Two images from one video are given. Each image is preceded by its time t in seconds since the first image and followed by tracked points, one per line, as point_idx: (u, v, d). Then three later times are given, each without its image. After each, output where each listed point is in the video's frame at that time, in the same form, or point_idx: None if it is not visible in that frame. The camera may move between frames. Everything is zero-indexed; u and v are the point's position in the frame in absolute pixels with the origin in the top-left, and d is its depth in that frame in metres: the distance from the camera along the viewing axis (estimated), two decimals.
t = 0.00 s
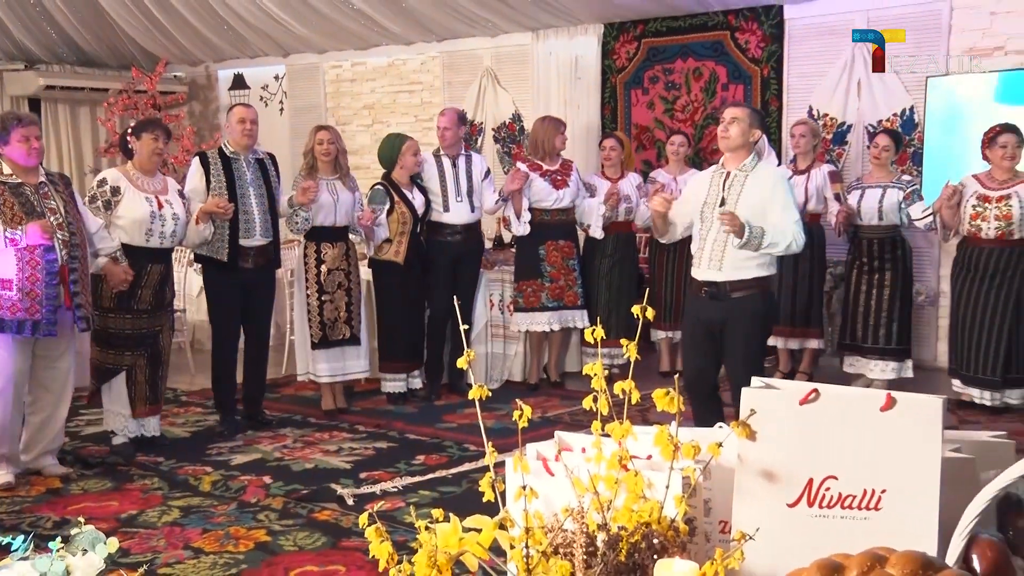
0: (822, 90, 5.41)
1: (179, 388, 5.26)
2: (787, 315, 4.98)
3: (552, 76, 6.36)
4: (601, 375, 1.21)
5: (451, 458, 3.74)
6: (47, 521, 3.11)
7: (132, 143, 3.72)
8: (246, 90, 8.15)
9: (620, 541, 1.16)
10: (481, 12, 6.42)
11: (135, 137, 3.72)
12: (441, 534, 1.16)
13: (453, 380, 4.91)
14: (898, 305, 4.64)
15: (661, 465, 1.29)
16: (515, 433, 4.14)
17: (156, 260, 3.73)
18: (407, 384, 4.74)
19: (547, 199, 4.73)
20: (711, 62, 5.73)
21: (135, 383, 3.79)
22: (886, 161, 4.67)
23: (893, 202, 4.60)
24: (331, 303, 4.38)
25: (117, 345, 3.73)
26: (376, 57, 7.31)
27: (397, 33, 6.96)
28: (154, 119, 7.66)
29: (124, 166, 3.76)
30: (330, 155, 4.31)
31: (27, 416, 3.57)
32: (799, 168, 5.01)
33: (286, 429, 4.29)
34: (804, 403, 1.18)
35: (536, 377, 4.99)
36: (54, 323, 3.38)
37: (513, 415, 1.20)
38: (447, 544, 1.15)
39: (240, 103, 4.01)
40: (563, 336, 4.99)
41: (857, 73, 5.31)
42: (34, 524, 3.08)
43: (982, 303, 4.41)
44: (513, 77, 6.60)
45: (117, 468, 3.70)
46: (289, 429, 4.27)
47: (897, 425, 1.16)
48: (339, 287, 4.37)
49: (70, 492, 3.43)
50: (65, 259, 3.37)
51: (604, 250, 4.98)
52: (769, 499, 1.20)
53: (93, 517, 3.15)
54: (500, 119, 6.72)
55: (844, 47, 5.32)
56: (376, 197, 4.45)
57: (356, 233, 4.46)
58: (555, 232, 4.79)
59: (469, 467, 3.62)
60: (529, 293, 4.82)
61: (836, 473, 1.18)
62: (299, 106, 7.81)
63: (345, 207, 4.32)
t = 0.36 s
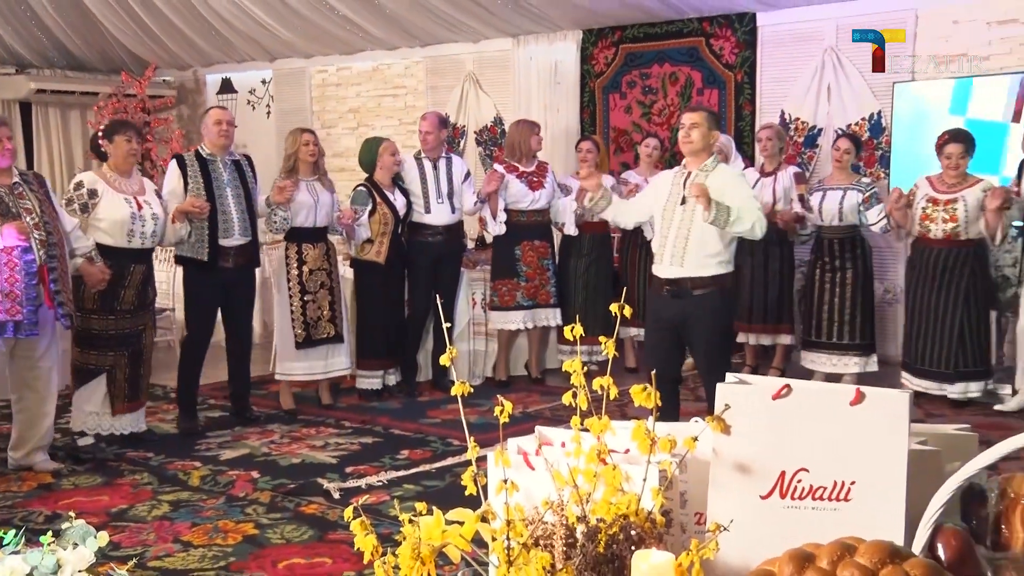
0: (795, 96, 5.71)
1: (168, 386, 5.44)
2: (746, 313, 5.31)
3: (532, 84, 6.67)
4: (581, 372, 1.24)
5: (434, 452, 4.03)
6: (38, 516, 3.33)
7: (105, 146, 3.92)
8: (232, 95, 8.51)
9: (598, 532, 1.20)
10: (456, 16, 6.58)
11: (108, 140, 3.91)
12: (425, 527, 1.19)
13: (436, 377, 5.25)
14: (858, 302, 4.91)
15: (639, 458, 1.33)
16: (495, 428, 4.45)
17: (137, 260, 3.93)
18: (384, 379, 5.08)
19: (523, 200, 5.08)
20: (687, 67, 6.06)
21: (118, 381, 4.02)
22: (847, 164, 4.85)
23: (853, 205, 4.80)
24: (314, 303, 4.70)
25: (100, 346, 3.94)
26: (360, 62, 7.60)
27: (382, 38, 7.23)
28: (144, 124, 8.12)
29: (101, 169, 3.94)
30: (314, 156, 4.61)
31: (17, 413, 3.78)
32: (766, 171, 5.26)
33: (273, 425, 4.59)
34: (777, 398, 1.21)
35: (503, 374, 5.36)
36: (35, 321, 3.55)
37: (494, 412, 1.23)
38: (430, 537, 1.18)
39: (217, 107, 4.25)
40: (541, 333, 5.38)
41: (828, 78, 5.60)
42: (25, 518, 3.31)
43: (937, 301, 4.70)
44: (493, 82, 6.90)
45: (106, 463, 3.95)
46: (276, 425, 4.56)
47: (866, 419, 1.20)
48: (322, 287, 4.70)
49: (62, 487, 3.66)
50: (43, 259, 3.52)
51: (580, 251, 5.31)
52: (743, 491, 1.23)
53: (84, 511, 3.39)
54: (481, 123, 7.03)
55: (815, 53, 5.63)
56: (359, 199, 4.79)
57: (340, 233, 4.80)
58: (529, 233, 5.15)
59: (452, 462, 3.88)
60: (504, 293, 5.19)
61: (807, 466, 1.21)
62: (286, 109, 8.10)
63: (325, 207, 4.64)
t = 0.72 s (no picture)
0: (767, 100, 6.20)
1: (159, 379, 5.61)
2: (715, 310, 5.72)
3: (514, 85, 7.17)
4: (563, 367, 1.28)
5: (420, 446, 4.16)
6: (34, 508, 3.44)
7: (71, 151, 4.05)
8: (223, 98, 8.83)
9: (579, 523, 1.23)
10: (439, 19, 6.99)
11: (74, 145, 4.04)
12: (411, 519, 1.21)
13: (422, 372, 5.57)
14: (817, 299, 5.25)
15: (619, 451, 1.36)
16: (481, 421, 4.62)
17: (110, 265, 4.13)
18: (362, 375, 5.37)
19: (492, 202, 5.39)
20: (666, 71, 6.54)
21: (99, 381, 4.22)
22: (807, 166, 5.20)
23: (814, 205, 5.19)
24: (289, 302, 4.92)
25: (78, 348, 4.13)
26: (349, 65, 8.10)
27: (370, 43, 7.68)
28: (137, 126, 8.55)
29: (66, 174, 4.08)
30: (289, 158, 4.84)
31: None
32: (732, 174, 5.61)
33: (263, 421, 4.78)
34: (753, 392, 1.25)
35: (489, 370, 5.71)
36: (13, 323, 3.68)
37: (479, 407, 1.27)
38: (417, 529, 1.21)
39: (189, 114, 4.35)
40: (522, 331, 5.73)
41: (801, 81, 6.05)
42: (22, 511, 3.40)
43: (885, 301, 5.02)
44: (479, 86, 7.43)
45: (100, 458, 4.13)
46: (266, 420, 4.77)
47: (838, 411, 1.24)
48: (296, 286, 4.93)
49: (57, 480, 3.82)
50: (19, 262, 3.65)
51: (555, 249, 5.72)
52: (720, 482, 1.27)
53: (79, 504, 3.51)
54: (468, 124, 7.57)
55: (789, 57, 6.08)
56: (334, 200, 5.04)
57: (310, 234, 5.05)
58: (502, 233, 5.46)
59: (438, 455, 4.00)
60: (474, 291, 5.52)
61: (781, 458, 1.25)
62: (275, 113, 8.64)
63: (298, 208, 4.85)
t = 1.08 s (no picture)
0: (752, 103, 6.36)
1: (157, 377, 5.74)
2: (696, 307, 5.86)
3: (504, 86, 7.36)
4: (550, 363, 1.31)
5: (412, 440, 4.24)
6: (35, 503, 3.55)
7: (57, 154, 4.09)
8: (219, 101, 9.00)
9: (567, 515, 1.27)
10: (431, 25, 7.19)
11: (59, 147, 4.08)
12: (402, 512, 1.24)
13: (411, 369, 5.67)
14: (797, 293, 5.36)
15: (606, 445, 1.40)
16: (472, 417, 4.70)
17: (104, 262, 4.18)
18: (357, 373, 5.48)
19: (476, 202, 5.52)
20: (651, 75, 6.70)
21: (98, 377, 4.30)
22: (785, 167, 5.32)
23: (792, 206, 5.27)
24: (281, 300, 5.04)
25: (76, 347, 4.20)
26: (343, 70, 8.28)
27: (361, 47, 7.85)
28: (134, 129, 8.53)
29: (52, 177, 4.12)
30: (276, 160, 4.94)
31: None
32: (714, 175, 5.67)
33: (257, 416, 4.86)
34: (735, 387, 1.29)
35: (478, 366, 5.88)
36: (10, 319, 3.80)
37: (468, 403, 1.30)
38: (409, 521, 1.23)
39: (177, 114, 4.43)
40: (494, 329, 5.86)
41: (783, 86, 6.21)
42: (22, 506, 3.53)
43: (859, 297, 5.16)
44: (468, 90, 7.61)
45: (100, 453, 4.22)
46: (261, 416, 4.86)
47: (818, 405, 1.28)
48: (289, 285, 5.04)
49: (57, 475, 3.90)
50: (15, 260, 3.76)
51: (540, 247, 5.79)
52: (704, 476, 1.31)
53: (80, 497, 3.59)
54: (456, 127, 7.71)
55: (771, 63, 6.24)
56: (321, 203, 5.13)
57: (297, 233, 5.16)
58: (486, 233, 5.59)
59: (429, 449, 4.07)
60: (459, 289, 5.64)
61: (763, 451, 1.29)
62: (271, 116, 8.77)
63: (288, 207, 4.95)
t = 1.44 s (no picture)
0: (734, 109, 6.54)
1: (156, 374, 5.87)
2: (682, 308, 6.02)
3: (494, 93, 7.54)
4: (539, 361, 1.34)
5: (404, 437, 4.30)
6: (36, 498, 3.60)
7: (68, 157, 4.19)
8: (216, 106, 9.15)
9: (555, 510, 1.30)
10: (425, 34, 7.33)
11: (70, 151, 4.19)
12: (394, 507, 1.27)
13: (405, 367, 5.73)
14: (780, 293, 5.53)
15: (593, 442, 1.43)
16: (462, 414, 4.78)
17: (110, 264, 4.30)
18: (352, 371, 5.51)
19: (469, 206, 5.58)
20: (637, 81, 6.87)
21: (102, 375, 4.42)
22: (771, 171, 5.45)
23: (777, 210, 5.40)
24: (283, 299, 5.21)
25: (82, 345, 4.34)
26: (337, 75, 8.44)
27: (354, 54, 7.98)
28: (133, 134, 8.77)
29: (62, 180, 4.23)
30: (272, 165, 5.08)
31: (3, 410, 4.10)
32: (700, 180, 5.87)
33: (253, 414, 4.96)
34: (718, 384, 1.32)
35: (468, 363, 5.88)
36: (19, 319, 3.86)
37: (459, 400, 1.33)
38: (401, 516, 1.26)
39: (180, 121, 4.54)
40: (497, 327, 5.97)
41: (764, 92, 6.38)
42: (23, 501, 3.57)
43: (843, 298, 5.26)
44: (460, 95, 7.78)
45: (100, 450, 4.27)
46: (257, 413, 4.95)
47: (800, 402, 1.31)
48: (288, 285, 5.21)
49: (58, 472, 3.95)
50: (23, 263, 3.82)
51: (530, 249, 5.84)
52: (688, 470, 1.34)
53: (79, 494, 3.64)
54: (447, 132, 7.90)
55: (753, 69, 6.42)
56: (314, 205, 5.21)
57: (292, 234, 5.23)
58: (480, 234, 5.67)
59: (421, 445, 4.14)
60: (454, 290, 5.70)
61: (746, 446, 1.32)
62: (267, 121, 9.01)
63: (283, 210, 5.08)
